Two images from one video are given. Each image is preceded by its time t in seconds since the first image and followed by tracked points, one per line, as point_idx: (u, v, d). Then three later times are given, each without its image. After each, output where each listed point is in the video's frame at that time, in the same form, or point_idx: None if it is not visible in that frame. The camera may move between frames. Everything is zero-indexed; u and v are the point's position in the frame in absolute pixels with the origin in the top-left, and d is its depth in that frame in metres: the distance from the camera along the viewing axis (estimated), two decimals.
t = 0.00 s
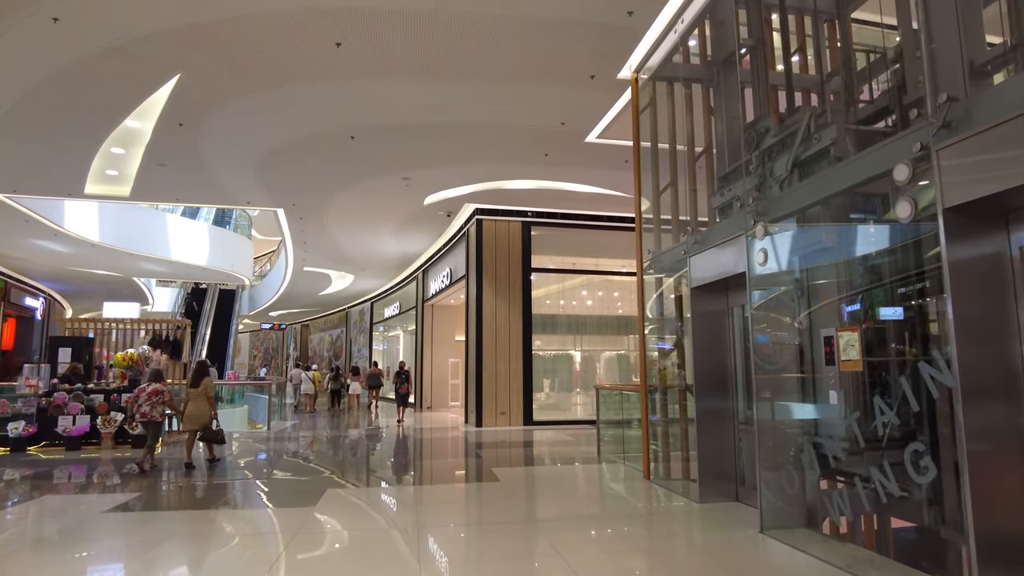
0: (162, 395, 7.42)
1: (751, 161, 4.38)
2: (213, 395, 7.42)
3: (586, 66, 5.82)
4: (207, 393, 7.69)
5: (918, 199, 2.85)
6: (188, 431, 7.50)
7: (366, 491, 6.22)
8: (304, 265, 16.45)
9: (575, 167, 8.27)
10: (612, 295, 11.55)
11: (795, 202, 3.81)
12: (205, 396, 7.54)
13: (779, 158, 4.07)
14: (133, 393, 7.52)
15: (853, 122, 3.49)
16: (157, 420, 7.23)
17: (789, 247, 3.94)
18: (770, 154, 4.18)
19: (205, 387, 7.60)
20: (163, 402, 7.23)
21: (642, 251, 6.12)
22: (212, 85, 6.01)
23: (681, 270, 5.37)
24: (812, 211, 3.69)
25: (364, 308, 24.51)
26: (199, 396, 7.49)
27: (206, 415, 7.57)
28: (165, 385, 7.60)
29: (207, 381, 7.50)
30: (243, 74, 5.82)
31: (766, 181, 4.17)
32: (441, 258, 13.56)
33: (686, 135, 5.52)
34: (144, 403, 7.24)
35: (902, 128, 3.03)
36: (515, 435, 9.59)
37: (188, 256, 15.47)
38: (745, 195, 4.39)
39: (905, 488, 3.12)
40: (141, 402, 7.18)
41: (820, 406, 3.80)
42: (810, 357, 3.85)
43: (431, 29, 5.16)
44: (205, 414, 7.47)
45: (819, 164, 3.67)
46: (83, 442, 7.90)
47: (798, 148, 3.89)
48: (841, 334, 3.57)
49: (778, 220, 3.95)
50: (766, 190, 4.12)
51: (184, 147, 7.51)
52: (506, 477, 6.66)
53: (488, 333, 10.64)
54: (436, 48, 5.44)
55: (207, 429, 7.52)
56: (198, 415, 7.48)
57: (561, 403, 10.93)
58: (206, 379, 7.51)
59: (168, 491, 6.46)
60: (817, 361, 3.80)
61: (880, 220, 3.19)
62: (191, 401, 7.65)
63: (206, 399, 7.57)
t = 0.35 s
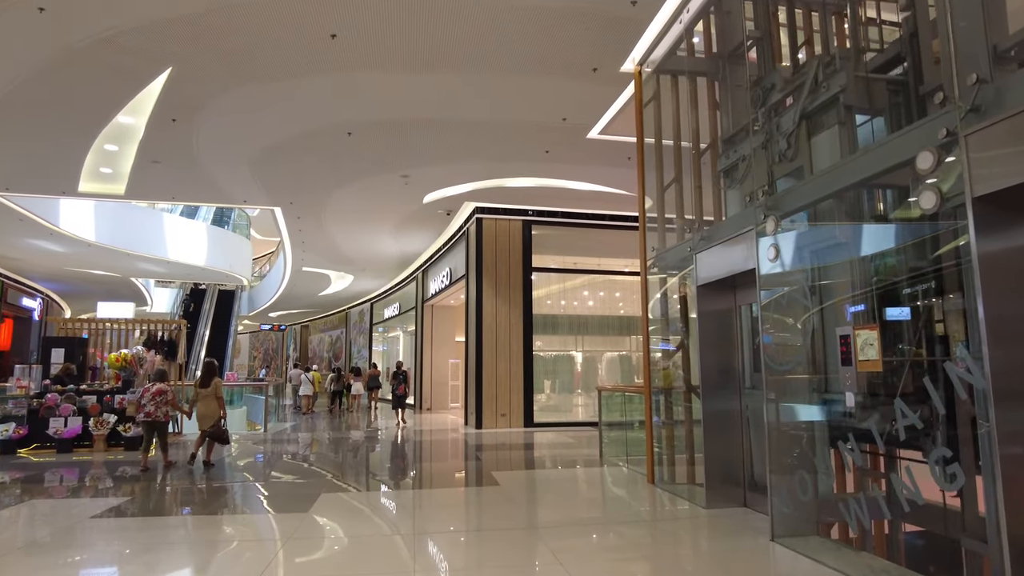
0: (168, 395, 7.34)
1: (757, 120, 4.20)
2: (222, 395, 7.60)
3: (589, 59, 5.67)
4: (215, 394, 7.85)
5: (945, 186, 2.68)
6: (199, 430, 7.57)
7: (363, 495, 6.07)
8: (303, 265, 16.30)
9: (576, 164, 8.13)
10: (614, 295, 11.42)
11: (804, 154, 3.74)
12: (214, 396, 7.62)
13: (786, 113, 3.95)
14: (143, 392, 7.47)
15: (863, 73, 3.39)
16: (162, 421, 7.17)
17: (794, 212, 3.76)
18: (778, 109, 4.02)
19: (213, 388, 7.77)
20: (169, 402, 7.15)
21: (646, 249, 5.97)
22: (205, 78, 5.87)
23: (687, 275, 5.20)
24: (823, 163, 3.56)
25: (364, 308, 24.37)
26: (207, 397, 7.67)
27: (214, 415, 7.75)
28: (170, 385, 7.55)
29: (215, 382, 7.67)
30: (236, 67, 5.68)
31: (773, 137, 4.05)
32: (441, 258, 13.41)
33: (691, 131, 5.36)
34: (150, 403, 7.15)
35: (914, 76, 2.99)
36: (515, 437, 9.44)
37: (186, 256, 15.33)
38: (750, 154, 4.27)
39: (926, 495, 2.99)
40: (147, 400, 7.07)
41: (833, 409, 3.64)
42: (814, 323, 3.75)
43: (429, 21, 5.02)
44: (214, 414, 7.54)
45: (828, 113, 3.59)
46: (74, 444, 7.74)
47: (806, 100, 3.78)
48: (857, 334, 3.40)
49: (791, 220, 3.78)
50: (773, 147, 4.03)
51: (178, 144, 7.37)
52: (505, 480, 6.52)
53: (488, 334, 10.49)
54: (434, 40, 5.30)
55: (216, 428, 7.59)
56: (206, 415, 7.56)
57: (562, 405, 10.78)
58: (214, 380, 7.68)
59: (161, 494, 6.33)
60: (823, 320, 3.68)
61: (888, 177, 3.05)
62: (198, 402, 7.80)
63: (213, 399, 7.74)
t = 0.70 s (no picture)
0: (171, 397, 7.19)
1: (760, 66, 4.03)
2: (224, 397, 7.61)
3: (589, 51, 5.51)
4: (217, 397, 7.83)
5: (972, 175, 2.52)
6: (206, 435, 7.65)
7: (359, 500, 5.90)
8: (300, 266, 16.15)
9: (576, 161, 7.97)
10: (614, 295, 11.27)
11: (809, 96, 3.62)
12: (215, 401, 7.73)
13: (789, 56, 3.78)
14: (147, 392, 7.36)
15: (870, 7, 3.25)
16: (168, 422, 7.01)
17: (797, 162, 3.68)
18: (781, 53, 3.86)
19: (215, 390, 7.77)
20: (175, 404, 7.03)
21: (647, 248, 5.79)
22: (194, 72, 5.71)
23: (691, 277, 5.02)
24: (832, 100, 3.49)
25: (363, 309, 24.24)
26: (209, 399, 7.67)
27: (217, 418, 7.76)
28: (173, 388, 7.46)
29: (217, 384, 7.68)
30: (226, 59, 5.52)
31: (776, 83, 3.89)
32: (440, 258, 13.25)
33: (694, 126, 5.18)
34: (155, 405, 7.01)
35: (926, 10, 2.94)
36: (515, 440, 9.27)
37: (182, 256, 15.14)
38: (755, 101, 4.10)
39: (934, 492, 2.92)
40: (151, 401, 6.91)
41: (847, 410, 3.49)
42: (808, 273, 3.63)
43: (422, 10, 4.86)
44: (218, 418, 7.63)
45: (833, 51, 3.48)
46: (63, 448, 7.56)
47: (810, 40, 3.62)
48: (870, 334, 3.23)
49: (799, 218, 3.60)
50: (776, 92, 3.87)
51: (169, 140, 7.20)
52: (504, 486, 6.35)
53: (487, 335, 10.31)
54: (429, 30, 5.13)
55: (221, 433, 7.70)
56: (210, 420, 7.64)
57: (562, 406, 10.62)
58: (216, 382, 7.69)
59: (152, 499, 6.18)
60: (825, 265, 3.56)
61: (899, 113, 3.02)
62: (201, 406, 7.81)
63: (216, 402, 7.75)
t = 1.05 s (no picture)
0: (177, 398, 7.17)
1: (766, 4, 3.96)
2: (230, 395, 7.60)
3: (592, 40, 5.34)
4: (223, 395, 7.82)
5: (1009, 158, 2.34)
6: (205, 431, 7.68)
7: (356, 504, 5.75)
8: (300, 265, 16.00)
9: (578, 157, 7.81)
10: (617, 294, 11.10)
11: (816, 26, 3.55)
12: (220, 398, 7.77)
13: None
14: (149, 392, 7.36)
15: None
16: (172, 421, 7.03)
17: (805, 109, 3.61)
18: None
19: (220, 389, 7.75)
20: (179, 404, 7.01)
21: (652, 245, 5.62)
22: (186, 63, 5.55)
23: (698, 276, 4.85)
24: (840, 27, 3.42)
25: (363, 308, 24.11)
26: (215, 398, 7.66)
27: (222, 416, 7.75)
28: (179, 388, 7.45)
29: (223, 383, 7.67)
30: (217, 50, 5.36)
31: (782, 17, 3.82)
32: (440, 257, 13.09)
33: (701, 120, 5.01)
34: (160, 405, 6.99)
35: None
36: (516, 442, 9.10)
37: (181, 255, 14.99)
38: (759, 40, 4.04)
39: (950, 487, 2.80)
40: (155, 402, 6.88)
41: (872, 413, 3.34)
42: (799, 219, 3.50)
43: None
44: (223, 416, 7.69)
45: None
46: (55, 449, 7.42)
47: None
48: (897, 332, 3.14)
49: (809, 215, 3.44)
50: (782, 26, 3.80)
51: (162, 136, 7.05)
52: (505, 488, 6.19)
53: (488, 334, 10.16)
54: (426, 19, 4.97)
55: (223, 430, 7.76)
56: (214, 417, 7.68)
57: (564, 407, 10.45)
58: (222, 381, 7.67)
59: (145, 502, 6.04)
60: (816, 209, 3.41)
61: (915, 49, 2.87)
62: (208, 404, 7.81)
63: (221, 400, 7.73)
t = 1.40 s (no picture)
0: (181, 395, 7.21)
1: None
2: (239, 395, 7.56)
3: (599, 28, 5.16)
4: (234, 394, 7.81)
5: None
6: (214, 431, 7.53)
7: (355, 507, 5.57)
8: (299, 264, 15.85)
9: (583, 151, 7.63)
10: (621, 293, 10.92)
11: None
12: (231, 399, 7.81)
13: None
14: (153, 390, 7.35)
15: None
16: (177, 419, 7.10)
17: (818, 51, 3.47)
18: None
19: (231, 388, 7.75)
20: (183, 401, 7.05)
21: (661, 242, 5.44)
22: (180, 51, 5.39)
23: (710, 273, 4.67)
24: None
25: (364, 308, 23.97)
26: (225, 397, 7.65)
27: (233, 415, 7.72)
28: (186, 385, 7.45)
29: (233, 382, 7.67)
30: (213, 37, 5.19)
31: None
32: (442, 255, 12.93)
33: (712, 113, 4.85)
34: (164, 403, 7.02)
35: None
36: (519, 443, 8.93)
37: (180, 253, 14.81)
38: None
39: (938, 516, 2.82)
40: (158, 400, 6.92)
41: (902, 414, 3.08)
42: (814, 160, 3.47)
43: None
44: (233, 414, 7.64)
45: None
46: (47, 450, 7.25)
47: None
48: (931, 330, 2.89)
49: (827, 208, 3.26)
50: None
51: (157, 129, 6.88)
52: (508, 492, 6.02)
53: (490, 334, 9.98)
54: (427, 5, 4.79)
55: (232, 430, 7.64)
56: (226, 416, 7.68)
57: (567, 407, 10.27)
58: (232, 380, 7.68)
59: (139, 504, 5.87)
60: (829, 150, 3.37)
61: None
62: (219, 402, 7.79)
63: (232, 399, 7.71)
